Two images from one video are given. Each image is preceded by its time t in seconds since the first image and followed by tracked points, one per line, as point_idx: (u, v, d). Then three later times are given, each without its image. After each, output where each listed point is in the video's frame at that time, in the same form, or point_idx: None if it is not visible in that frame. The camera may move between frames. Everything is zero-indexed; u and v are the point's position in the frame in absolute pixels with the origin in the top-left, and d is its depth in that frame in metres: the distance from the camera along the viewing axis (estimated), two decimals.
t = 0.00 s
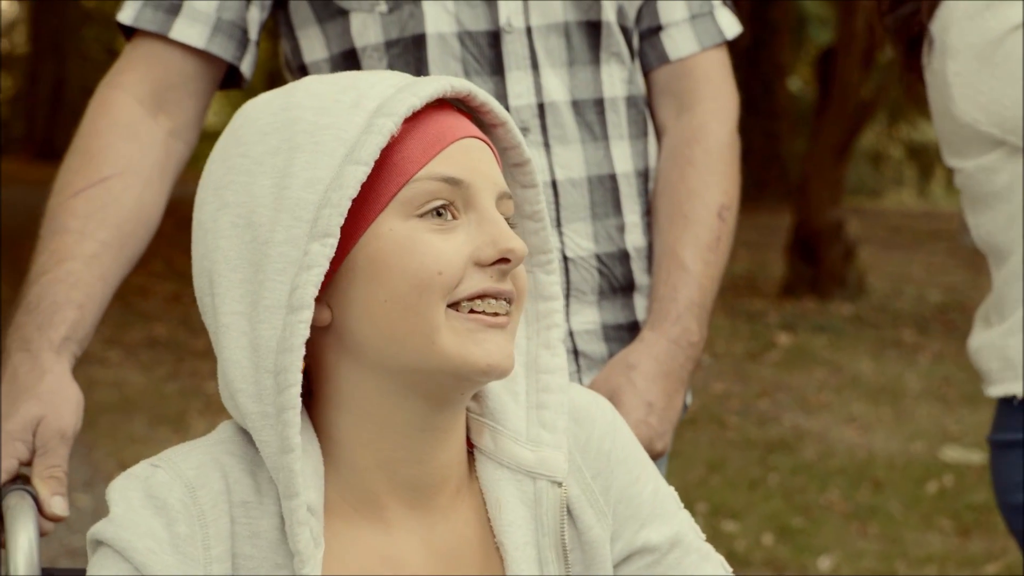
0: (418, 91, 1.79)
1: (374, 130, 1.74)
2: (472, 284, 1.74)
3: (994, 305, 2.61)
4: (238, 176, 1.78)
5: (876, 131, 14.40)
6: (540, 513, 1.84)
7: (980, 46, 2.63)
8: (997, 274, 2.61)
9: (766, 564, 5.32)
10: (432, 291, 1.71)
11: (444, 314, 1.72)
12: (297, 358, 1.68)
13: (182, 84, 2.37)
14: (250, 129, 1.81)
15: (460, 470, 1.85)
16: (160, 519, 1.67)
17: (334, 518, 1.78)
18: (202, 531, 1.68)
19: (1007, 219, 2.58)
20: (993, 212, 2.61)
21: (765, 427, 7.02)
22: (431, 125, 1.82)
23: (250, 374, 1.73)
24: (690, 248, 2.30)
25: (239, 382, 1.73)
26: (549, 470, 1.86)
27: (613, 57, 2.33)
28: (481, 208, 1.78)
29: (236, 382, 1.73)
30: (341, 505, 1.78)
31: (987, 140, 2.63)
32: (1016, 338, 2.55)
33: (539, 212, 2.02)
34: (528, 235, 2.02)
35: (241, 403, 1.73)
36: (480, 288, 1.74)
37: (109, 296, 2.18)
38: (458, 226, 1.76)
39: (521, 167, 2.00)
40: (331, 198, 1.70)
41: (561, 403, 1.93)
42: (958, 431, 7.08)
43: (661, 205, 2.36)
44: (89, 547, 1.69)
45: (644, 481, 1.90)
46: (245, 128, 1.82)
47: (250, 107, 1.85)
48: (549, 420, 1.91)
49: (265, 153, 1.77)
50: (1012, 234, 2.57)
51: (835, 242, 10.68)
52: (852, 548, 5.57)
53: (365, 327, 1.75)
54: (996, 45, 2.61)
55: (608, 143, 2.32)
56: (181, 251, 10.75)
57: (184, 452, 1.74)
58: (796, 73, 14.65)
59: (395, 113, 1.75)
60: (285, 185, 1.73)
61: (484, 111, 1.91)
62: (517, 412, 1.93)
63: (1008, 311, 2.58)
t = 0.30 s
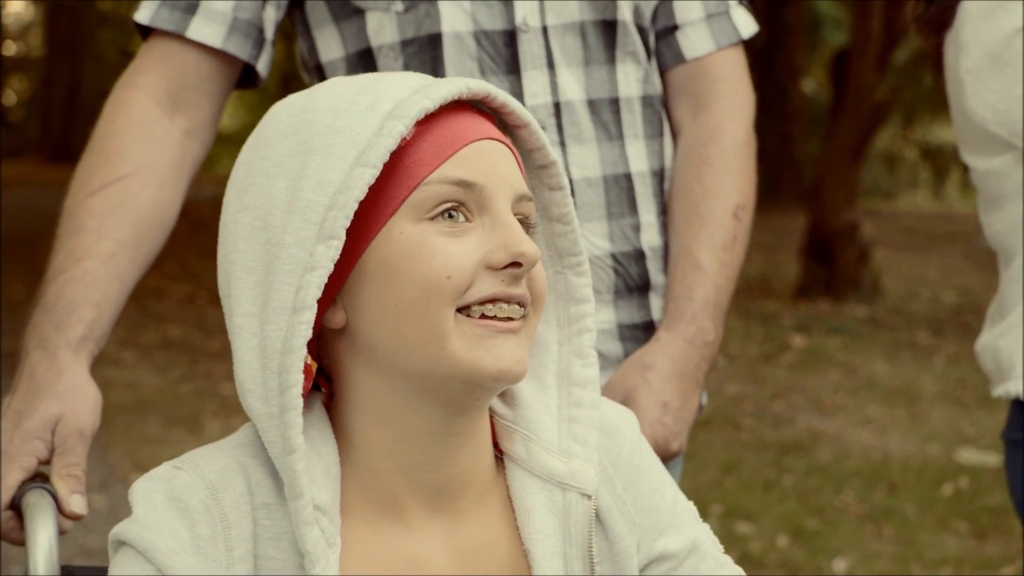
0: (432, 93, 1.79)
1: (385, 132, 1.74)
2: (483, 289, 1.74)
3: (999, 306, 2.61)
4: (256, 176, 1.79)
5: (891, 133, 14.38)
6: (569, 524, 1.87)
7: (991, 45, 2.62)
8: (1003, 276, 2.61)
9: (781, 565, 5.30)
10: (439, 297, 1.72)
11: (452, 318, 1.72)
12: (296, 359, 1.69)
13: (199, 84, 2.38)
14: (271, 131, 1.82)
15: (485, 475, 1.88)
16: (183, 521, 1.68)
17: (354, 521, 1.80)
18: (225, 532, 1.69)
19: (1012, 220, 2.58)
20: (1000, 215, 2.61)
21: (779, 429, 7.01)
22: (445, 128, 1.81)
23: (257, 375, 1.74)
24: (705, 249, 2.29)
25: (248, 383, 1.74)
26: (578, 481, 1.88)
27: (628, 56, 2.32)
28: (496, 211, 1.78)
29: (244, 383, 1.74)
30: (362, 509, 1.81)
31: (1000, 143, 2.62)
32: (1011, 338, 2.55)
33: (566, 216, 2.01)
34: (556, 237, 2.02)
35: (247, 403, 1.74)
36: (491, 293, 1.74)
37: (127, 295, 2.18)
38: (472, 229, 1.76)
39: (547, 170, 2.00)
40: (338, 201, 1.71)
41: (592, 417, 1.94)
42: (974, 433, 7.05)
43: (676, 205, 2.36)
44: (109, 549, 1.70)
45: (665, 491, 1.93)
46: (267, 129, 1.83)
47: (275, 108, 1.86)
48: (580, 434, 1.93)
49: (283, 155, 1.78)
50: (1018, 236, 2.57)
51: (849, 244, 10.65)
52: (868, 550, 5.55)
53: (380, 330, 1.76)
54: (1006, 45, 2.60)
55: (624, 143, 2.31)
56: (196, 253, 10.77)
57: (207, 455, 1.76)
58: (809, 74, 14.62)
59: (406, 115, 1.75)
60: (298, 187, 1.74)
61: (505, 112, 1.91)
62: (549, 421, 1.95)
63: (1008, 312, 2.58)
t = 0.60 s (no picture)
0: (451, 87, 1.79)
1: (402, 127, 1.74)
2: (498, 285, 1.73)
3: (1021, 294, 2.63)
4: (275, 168, 1.79)
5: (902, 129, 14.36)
6: (586, 517, 1.87)
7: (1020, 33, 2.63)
8: None
9: (792, 561, 5.30)
10: (454, 293, 1.72)
11: (465, 316, 1.72)
12: (305, 353, 1.70)
13: (212, 78, 2.38)
14: (292, 121, 1.82)
15: (503, 467, 1.88)
16: (199, 508, 1.70)
17: (371, 512, 1.80)
18: (242, 522, 1.71)
19: None
20: None
21: (791, 425, 7.00)
22: (464, 122, 1.81)
23: (271, 368, 1.74)
24: (717, 243, 2.29)
25: (263, 374, 1.75)
26: (597, 476, 1.88)
27: (641, 49, 2.32)
28: (514, 206, 1.77)
29: (257, 373, 1.75)
30: (379, 500, 1.81)
31: None
32: None
33: (593, 207, 2.03)
34: (582, 229, 2.03)
35: (261, 394, 1.75)
36: (506, 289, 1.73)
37: (140, 287, 2.19)
38: (489, 224, 1.76)
39: (572, 162, 2.00)
40: (352, 195, 1.71)
41: (613, 413, 1.95)
42: (986, 430, 7.04)
43: (688, 198, 2.36)
44: (128, 536, 1.73)
45: (683, 484, 1.92)
46: (289, 118, 1.83)
47: (299, 96, 1.87)
48: (600, 429, 1.93)
49: (302, 147, 1.78)
50: None
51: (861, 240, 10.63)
52: (880, 547, 5.54)
53: (396, 323, 1.77)
54: None
55: (636, 136, 2.31)
56: (207, 249, 10.79)
57: (225, 445, 1.77)
58: (821, 71, 14.60)
59: (425, 110, 1.75)
60: (314, 179, 1.74)
61: (529, 104, 1.90)
62: (569, 414, 1.96)
63: None
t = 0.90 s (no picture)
0: (469, 74, 1.79)
1: (419, 114, 1.74)
2: (513, 272, 1.73)
3: None
4: (293, 159, 1.80)
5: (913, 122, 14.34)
6: (602, 509, 1.87)
7: None
8: None
9: (804, 554, 5.29)
10: (469, 280, 1.72)
11: (478, 302, 1.72)
12: (322, 338, 1.70)
13: (223, 68, 2.39)
14: (313, 110, 1.83)
15: (520, 458, 1.89)
16: (215, 498, 1.71)
17: (387, 502, 1.80)
18: (258, 512, 1.71)
19: None
20: None
21: (802, 418, 6.99)
22: (482, 110, 1.81)
23: (287, 358, 1.74)
24: (732, 231, 2.29)
25: (279, 364, 1.75)
26: (615, 468, 1.88)
27: (653, 39, 2.32)
28: (531, 194, 1.77)
29: (274, 360, 1.75)
30: (396, 489, 1.81)
31: None
32: None
33: (612, 199, 2.02)
34: (602, 221, 2.03)
35: (277, 384, 1.75)
36: (521, 276, 1.73)
37: (153, 277, 2.19)
38: (505, 212, 1.76)
39: (592, 154, 2.00)
40: (370, 181, 1.71)
41: (631, 406, 1.95)
42: (999, 423, 7.02)
43: (702, 187, 2.35)
44: (143, 526, 1.73)
45: (700, 476, 1.91)
46: (309, 108, 1.84)
47: (320, 86, 1.87)
48: (618, 422, 1.93)
49: (320, 137, 1.79)
50: None
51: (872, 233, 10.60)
52: (892, 540, 5.52)
53: (413, 311, 1.77)
54: None
55: (649, 126, 2.31)
56: (218, 243, 10.80)
57: (242, 435, 1.78)
58: (831, 64, 14.56)
59: (442, 96, 1.75)
60: (333, 166, 1.75)
61: (548, 93, 1.90)
62: (589, 407, 1.96)
63: None
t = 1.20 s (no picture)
0: (476, 60, 1.78)
1: (425, 100, 1.73)
2: (519, 259, 1.72)
3: None
4: (300, 147, 1.80)
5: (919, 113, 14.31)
6: (611, 497, 1.86)
7: None
8: None
9: (811, 546, 5.29)
10: (475, 267, 1.71)
11: (485, 289, 1.72)
12: (328, 326, 1.70)
13: (229, 57, 2.38)
14: (319, 98, 1.82)
15: (529, 446, 1.88)
16: (222, 486, 1.71)
17: (395, 491, 1.80)
18: (265, 500, 1.71)
19: None
20: None
21: (810, 409, 6.98)
22: (488, 97, 1.80)
23: (294, 346, 1.74)
24: (739, 219, 2.28)
25: (286, 353, 1.75)
26: (624, 457, 1.88)
27: (659, 27, 2.31)
28: (537, 180, 1.76)
29: (280, 349, 1.75)
30: (404, 478, 1.81)
31: None
32: None
33: (620, 187, 2.02)
34: (611, 210, 2.03)
35: (283, 372, 1.75)
36: (527, 263, 1.72)
37: (160, 267, 2.19)
38: (511, 199, 1.75)
39: (601, 142, 2.00)
40: (375, 168, 1.71)
41: (641, 394, 1.95)
42: (1006, 414, 7.01)
43: (708, 174, 2.35)
44: (150, 513, 1.73)
45: (709, 464, 1.91)
46: (316, 95, 1.83)
47: (327, 74, 1.87)
48: (628, 411, 1.93)
49: (326, 125, 1.78)
50: None
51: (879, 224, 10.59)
52: (900, 530, 5.52)
53: (420, 299, 1.76)
54: None
55: (655, 114, 2.30)
56: (224, 237, 10.80)
57: (250, 422, 1.77)
58: (837, 55, 14.53)
59: (449, 84, 1.74)
60: (340, 154, 1.74)
61: (556, 80, 1.90)
62: (598, 395, 1.96)
63: None
